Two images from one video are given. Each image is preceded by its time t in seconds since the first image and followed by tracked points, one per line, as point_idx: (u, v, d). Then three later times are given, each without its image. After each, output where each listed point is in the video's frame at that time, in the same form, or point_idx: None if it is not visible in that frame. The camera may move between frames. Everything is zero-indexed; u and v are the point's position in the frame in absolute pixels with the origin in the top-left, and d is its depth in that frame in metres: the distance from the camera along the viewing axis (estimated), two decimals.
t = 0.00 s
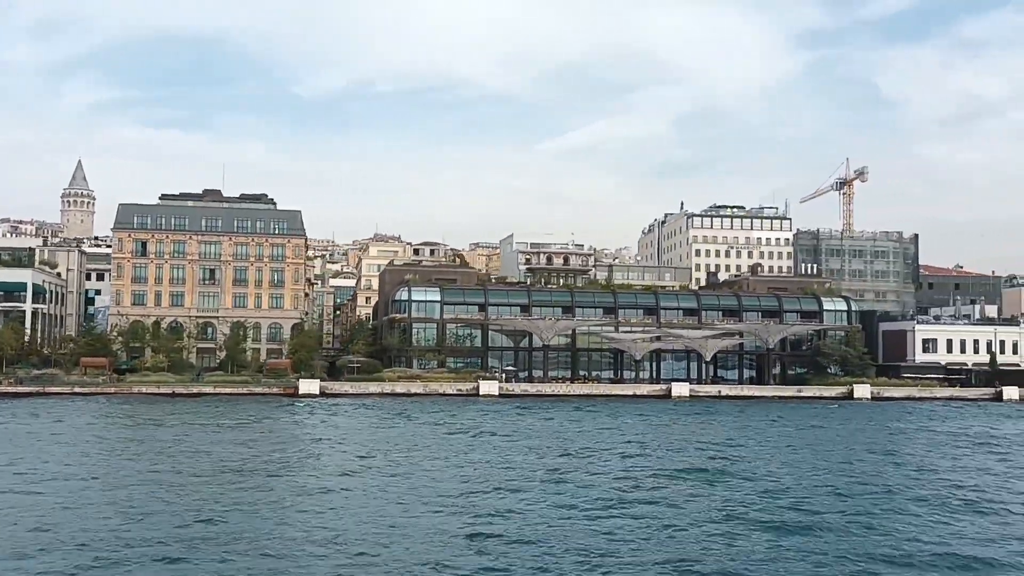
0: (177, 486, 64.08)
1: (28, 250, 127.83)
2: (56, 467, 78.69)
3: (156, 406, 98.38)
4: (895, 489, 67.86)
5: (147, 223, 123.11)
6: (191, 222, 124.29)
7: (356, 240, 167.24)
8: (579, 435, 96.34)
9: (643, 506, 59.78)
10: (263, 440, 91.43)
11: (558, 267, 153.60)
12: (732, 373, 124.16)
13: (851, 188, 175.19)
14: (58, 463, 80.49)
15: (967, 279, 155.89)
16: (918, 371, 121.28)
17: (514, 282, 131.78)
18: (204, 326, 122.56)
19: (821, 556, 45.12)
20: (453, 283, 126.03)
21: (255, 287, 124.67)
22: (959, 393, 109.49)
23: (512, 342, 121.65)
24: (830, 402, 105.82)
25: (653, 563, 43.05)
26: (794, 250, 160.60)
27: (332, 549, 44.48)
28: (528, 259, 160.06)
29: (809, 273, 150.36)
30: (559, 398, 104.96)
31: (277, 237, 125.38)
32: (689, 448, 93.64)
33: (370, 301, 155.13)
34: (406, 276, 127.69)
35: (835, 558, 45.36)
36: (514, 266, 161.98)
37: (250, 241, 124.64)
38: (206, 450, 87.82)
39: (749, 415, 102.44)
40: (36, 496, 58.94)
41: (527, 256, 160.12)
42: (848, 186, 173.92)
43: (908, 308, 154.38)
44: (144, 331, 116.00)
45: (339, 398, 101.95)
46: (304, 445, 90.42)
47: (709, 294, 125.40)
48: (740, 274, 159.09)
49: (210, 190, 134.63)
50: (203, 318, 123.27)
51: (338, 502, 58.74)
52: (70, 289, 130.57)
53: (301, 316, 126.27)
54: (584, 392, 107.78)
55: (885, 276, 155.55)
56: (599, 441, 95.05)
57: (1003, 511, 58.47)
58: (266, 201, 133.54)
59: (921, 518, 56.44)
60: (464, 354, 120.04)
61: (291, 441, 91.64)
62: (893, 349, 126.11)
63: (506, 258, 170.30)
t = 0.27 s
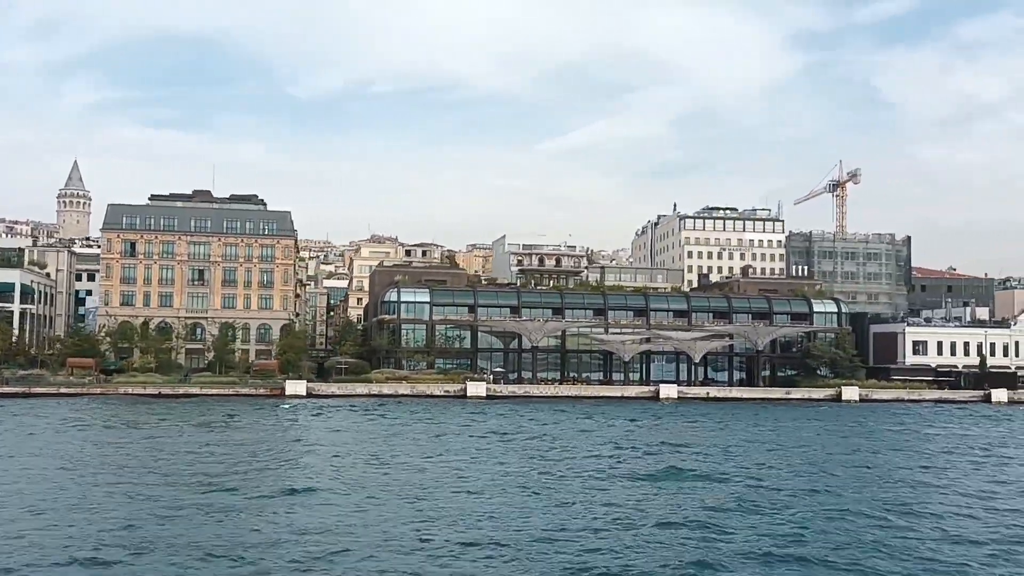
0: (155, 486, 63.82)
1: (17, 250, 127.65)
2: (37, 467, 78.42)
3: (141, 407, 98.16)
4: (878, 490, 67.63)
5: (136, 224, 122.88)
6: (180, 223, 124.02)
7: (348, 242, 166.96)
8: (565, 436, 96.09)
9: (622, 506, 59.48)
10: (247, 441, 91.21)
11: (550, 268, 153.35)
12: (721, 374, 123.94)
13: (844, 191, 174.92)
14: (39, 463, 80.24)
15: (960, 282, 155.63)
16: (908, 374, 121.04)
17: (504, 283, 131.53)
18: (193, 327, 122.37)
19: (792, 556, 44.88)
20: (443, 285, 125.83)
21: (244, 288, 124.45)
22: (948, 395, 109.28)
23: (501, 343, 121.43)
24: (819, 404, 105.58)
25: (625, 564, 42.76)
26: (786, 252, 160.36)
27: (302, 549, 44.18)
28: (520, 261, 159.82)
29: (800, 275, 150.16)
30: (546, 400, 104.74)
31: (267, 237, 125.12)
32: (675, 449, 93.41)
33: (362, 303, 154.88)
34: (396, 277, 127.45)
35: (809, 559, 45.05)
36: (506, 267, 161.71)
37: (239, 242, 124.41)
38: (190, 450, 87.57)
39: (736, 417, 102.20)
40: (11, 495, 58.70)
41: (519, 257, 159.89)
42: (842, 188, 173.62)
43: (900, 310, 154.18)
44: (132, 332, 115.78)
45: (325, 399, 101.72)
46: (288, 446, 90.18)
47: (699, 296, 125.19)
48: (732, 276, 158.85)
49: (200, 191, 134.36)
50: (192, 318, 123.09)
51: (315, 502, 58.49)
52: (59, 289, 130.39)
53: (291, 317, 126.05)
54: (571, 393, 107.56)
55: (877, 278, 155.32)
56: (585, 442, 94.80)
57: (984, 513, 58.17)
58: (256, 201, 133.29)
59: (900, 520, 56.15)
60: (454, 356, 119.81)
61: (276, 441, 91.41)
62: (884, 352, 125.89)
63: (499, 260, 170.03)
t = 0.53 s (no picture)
0: (135, 484, 63.55)
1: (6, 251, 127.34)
2: (22, 467, 78.16)
3: (128, 408, 97.90)
4: (862, 483, 67.48)
5: (126, 224, 122.62)
6: (170, 224, 123.75)
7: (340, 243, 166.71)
8: (554, 435, 95.89)
9: (604, 502, 59.22)
10: (235, 441, 90.98)
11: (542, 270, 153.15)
12: (712, 376, 123.78)
13: (837, 192, 174.86)
14: (25, 463, 79.99)
15: (953, 283, 155.57)
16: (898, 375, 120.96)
17: (495, 284, 131.38)
18: (183, 328, 122.19)
19: (769, 547, 44.77)
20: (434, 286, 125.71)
21: (234, 288, 124.22)
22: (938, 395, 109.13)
23: (492, 344, 121.26)
24: (808, 404, 105.46)
25: (599, 556, 42.47)
26: (779, 253, 160.23)
27: (275, 542, 43.83)
28: (512, 262, 159.64)
29: (792, 276, 150.01)
30: (535, 400, 104.60)
31: (257, 238, 124.88)
32: (664, 449, 93.27)
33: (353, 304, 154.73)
34: (387, 278, 127.35)
35: (786, 549, 44.77)
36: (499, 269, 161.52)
37: (229, 242, 124.19)
38: (177, 451, 87.34)
39: (725, 417, 102.05)
40: None
41: (511, 258, 159.69)
42: (834, 189, 173.57)
43: (893, 311, 154.09)
44: (122, 333, 115.53)
45: (314, 400, 101.51)
46: (276, 446, 89.95)
47: (690, 297, 125.00)
48: (725, 277, 158.71)
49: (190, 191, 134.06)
50: (182, 319, 122.86)
51: (295, 498, 58.17)
52: (49, 290, 130.11)
53: (281, 318, 125.86)
54: (561, 393, 107.41)
55: (869, 279, 155.26)
56: (573, 441, 94.61)
57: (966, 503, 57.99)
58: (246, 202, 133.08)
59: (883, 512, 55.91)
60: (444, 357, 119.63)
61: (264, 441, 91.20)
62: (874, 353, 125.83)
63: (491, 261, 169.86)
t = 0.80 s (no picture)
0: (113, 480, 63.43)
1: None
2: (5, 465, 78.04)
3: (115, 407, 97.76)
4: (843, 483, 67.33)
5: (116, 223, 122.45)
6: (160, 223, 123.55)
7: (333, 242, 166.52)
8: (541, 435, 95.71)
9: (584, 501, 58.98)
10: (220, 440, 90.86)
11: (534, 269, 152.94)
12: (702, 376, 123.59)
13: (832, 192, 174.55)
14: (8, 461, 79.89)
15: (946, 284, 155.25)
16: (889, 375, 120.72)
17: (486, 283, 131.19)
18: (173, 327, 122.12)
19: (740, 547, 44.61)
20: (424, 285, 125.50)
21: (224, 288, 124.06)
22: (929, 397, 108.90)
23: (482, 344, 121.07)
24: (797, 404, 105.27)
25: (571, 554, 42.25)
26: (772, 253, 160.00)
27: (246, 539, 43.63)
28: (505, 261, 159.46)
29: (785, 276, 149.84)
30: (523, 400, 104.42)
31: (247, 237, 124.66)
32: (650, 449, 93.09)
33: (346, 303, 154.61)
34: (377, 277, 127.17)
35: (760, 548, 44.54)
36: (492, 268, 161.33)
37: (219, 242, 124.01)
38: (161, 449, 87.23)
39: (714, 417, 101.86)
40: None
41: (504, 257, 159.51)
42: (828, 189, 173.31)
43: (886, 311, 153.93)
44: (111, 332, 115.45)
45: (301, 399, 101.34)
46: (261, 445, 89.80)
47: (681, 297, 124.78)
48: (718, 276, 158.50)
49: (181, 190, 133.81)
50: (172, 319, 122.75)
51: (273, 495, 58.00)
52: (40, 288, 130.03)
53: (271, 318, 125.70)
54: (549, 393, 107.24)
55: (862, 279, 155.03)
56: (560, 441, 94.46)
57: (945, 503, 57.80)
58: (237, 201, 132.88)
59: (863, 511, 55.64)
60: (434, 356, 119.46)
61: (249, 440, 91.05)
62: (865, 353, 125.59)
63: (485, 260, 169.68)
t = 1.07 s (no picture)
0: (91, 474, 63.29)
1: None
2: None
3: (100, 406, 97.58)
4: (823, 483, 67.17)
5: (104, 222, 122.28)
6: (149, 222, 123.38)
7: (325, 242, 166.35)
8: (526, 435, 95.55)
9: (561, 498, 58.76)
10: (205, 438, 90.67)
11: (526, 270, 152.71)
12: (692, 376, 123.39)
13: (825, 193, 174.26)
14: None
15: (938, 284, 154.90)
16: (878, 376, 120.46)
17: (476, 283, 131.01)
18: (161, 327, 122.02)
19: (709, 542, 44.42)
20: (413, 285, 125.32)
21: (213, 287, 123.90)
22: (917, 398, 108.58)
23: (470, 344, 120.87)
24: (784, 404, 105.07)
25: (539, 548, 42.02)
26: (764, 254, 159.76)
27: (214, 532, 43.29)
28: (497, 261, 159.28)
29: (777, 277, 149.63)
30: (510, 400, 104.25)
31: (236, 237, 124.49)
32: (635, 448, 92.92)
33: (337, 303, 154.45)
34: (367, 277, 126.97)
35: (729, 543, 44.37)
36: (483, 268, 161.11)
37: (208, 241, 123.85)
38: (145, 447, 87.09)
39: (701, 416, 101.69)
40: None
41: (496, 257, 159.33)
42: (821, 190, 173.08)
43: (878, 312, 153.74)
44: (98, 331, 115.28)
45: (288, 399, 101.15)
46: (245, 443, 89.63)
47: (671, 298, 124.69)
48: (710, 277, 158.27)
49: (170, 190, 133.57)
50: (160, 318, 122.61)
51: (249, 491, 57.81)
52: (29, 288, 129.90)
53: (260, 318, 125.56)
54: (536, 393, 107.06)
55: (854, 280, 154.79)
56: (545, 440, 94.31)
57: (922, 502, 57.65)
58: (227, 200, 132.71)
59: (841, 510, 55.27)
60: (422, 356, 119.28)
61: (234, 439, 90.90)
62: (855, 354, 125.34)
63: (477, 261, 169.49)
